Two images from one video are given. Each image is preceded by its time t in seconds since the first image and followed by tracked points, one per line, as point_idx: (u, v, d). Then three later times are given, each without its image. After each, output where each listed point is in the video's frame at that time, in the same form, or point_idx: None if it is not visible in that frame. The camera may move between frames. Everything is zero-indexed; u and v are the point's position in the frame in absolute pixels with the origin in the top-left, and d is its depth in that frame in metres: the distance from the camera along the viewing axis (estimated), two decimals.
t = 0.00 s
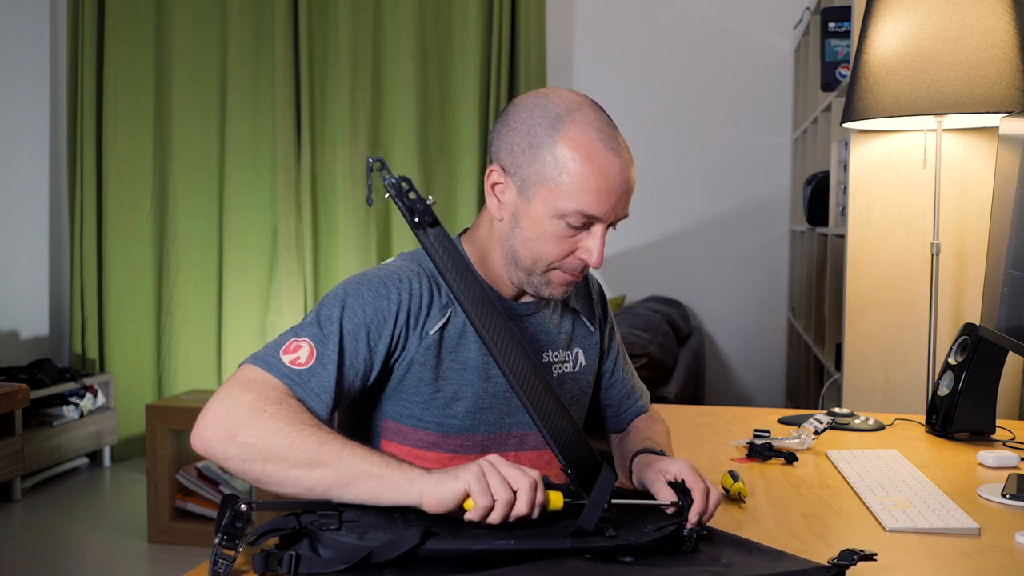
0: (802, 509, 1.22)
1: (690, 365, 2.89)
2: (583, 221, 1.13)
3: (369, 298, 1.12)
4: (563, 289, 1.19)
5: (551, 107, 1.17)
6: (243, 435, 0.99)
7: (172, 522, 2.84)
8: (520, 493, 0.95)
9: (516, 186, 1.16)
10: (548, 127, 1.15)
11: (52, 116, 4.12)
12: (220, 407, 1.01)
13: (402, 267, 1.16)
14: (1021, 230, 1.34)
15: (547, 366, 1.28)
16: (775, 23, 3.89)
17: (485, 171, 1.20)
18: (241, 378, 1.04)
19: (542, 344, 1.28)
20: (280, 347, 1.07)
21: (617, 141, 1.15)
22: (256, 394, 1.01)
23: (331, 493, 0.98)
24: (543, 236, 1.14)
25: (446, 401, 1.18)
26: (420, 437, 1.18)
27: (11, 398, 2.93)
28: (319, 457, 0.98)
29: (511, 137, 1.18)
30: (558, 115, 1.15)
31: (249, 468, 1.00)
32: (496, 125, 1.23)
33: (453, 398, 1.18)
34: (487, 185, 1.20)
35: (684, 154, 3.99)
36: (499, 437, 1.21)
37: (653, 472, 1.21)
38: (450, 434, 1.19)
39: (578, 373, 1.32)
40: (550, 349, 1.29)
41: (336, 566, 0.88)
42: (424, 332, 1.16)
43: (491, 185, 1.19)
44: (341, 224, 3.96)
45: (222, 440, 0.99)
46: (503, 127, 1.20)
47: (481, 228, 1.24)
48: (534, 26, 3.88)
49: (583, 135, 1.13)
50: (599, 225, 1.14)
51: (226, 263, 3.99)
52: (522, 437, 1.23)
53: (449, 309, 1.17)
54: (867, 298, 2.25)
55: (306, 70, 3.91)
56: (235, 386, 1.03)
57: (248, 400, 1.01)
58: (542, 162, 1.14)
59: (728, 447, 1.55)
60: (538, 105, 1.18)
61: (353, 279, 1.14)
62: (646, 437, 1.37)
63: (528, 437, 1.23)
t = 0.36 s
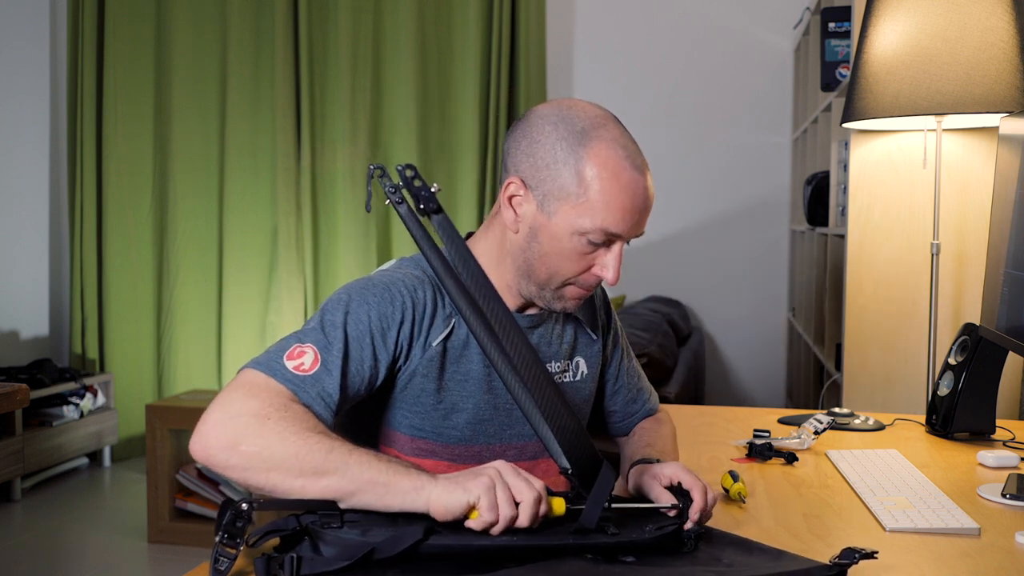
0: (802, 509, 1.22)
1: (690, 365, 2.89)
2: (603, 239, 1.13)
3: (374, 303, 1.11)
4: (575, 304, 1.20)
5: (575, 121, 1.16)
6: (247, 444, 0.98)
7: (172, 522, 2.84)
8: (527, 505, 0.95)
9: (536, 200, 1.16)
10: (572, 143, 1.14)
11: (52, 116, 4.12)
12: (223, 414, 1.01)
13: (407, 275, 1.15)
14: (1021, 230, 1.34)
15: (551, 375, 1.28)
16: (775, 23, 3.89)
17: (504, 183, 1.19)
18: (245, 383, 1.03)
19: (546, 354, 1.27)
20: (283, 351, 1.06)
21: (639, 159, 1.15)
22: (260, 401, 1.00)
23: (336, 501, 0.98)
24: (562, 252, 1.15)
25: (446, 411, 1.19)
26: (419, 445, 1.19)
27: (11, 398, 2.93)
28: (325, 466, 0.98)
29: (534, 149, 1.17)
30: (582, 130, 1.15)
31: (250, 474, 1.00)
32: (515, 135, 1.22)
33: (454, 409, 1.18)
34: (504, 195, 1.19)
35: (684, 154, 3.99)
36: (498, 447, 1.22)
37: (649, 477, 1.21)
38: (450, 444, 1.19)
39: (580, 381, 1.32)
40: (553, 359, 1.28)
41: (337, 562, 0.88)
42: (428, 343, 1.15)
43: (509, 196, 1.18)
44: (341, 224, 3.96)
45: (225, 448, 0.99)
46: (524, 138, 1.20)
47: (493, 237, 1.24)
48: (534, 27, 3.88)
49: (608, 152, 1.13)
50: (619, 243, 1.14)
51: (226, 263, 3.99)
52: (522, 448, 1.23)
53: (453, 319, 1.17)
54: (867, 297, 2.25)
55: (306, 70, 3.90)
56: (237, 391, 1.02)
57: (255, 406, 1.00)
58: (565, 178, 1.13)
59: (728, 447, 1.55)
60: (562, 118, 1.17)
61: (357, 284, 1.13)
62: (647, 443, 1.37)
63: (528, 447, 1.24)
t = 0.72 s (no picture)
0: (802, 509, 1.22)
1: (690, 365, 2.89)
2: (601, 236, 1.14)
3: (364, 304, 1.09)
4: (569, 302, 1.20)
5: (574, 118, 1.17)
6: (234, 445, 0.98)
7: (172, 522, 2.84)
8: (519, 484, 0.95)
9: (536, 197, 1.16)
10: (572, 139, 1.15)
11: (52, 116, 4.12)
12: (210, 417, 1.00)
13: (398, 275, 1.14)
14: (1021, 230, 1.34)
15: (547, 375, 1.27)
16: (775, 23, 3.89)
17: (501, 179, 1.19)
18: (232, 386, 1.02)
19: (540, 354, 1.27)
20: (271, 353, 1.05)
21: (637, 157, 1.16)
22: (247, 402, 1.00)
23: (328, 498, 0.98)
24: (560, 249, 1.15)
25: (442, 413, 1.18)
26: (416, 448, 1.18)
27: (11, 398, 2.93)
28: (314, 463, 0.98)
29: (533, 144, 1.17)
30: (582, 127, 1.16)
31: (248, 474, 0.99)
32: (513, 131, 1.22)
33: (449, 410, 1.18)
34: (502, 191, 1.19)
35: (684, 154, 3.99)
36: (495, 447, 1.22)
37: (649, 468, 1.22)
38: (447, 446, 1.19)
39: (574, 380, 1.32)
40: (548, 358, 1.28)
41: (339, 568, 0.88)
42: (422, 344, 1.15)
43: (507, 192, 1.18)
44: (341, 224, 3.96)
45: (213, 451, 0.99)
46: (522, 134, 1.20)
47: (487, 233, 1.23)
48: (534, 26, 3.88)
49: (608, 149, 1.14)
50: (617, 241, 1.15)
51: (226, 262, 3.99)
52: (519, 448, 1.24)
53: (446, 318, 1.16)
54: (868, 297, 2.25)
55: (306, 71, 3.90)
56: (225, 394, 1.01)
57: (243, 407, 1.00)
58: (566, 175, 1.14)
59: (728, 447, 1.55)
60: (561, 115, 1.18)
61: (347, 284, 1.12)
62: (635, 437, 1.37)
63: (524, 447, 1.24)
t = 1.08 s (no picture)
0: (802, 508, 1.22)
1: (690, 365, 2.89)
2: (594, 240, 1.14)
3: (361, 306, 1.09)
4: (565, 305, 1.21)
5: (567, 122, 1.17)
6: (233, 450, 0.98)
7: (172, 522, 2.84)
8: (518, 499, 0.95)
9: (528, 202, 1.16)
10: (565, 143, 1.15)
11: (52, 116, 4.12)
12: (209, 421, 1.00)
13: (395, 276, 1.14)
14: (1021, 230, 1.34)
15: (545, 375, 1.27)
16: (775, 23, 3.88)
17: (494, 185, 1.19)
18: (231, 389, 1.02)
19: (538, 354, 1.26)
20: (269, 355, 1.05)
21: (631, 160, 1.16)
22: (245, 406, 1.00)
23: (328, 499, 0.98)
24: (553, 253, 1.15)
25: (440, 414, 1.18)
26: (413, 449, 1.17)
27: (11, 398, 2.93)
28: (314, 468, 0.98)
29: (526, 148, 1.17)
30: (574, 131, 1.16)
31: (246, 477, 0.99)
32: (506, 135, 1.22)
33: (448, 411, 1.18)
34: (495, 196, 1.19)
35: (684, 154, 3.99)
36: (494, 448, 1.22)
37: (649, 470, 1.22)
38: (445, 447, 1.18)
39: (572, 380, 1.32)
40: (546, 358, 1.28)
41: (340, 567, 0.88)
42: (419, 345, 1.14)
43: (500, 198, 1.19)
44: (341, 224, 3.96)
45: (213, 456, 0.99)
46: (515, 139, 1.20)
47: (482, 237, 1.23)
48: (534, 27, 3.88)
49: (600, 152, 1.14)
50: (611, 244, 1.15)
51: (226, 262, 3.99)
52: (518, 450, 1.23)
53: (444, 319, 1.16)
54: (868, 297, 2.25)
55: (306, 71, 3.90)
56: (224, 398, 1.01)
57: (241, 411, 0.99)
58: (558, 180, 1.14)
59: (728, 447, 1.55)
60: (554, 119, 1.17)
61: (344, 286, 1.12)
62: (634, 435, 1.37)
63: (523, 448, 1.24)
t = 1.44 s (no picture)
0: (802, 509, 1.22)
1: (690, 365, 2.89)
2: (641, 252, 1.15)
3: (375, 287, 1.11)
4: (592, 313, 1.22)
5: (627, 135, 1.18)
6: (238, 424, 0.98)
7: (171, 522, 2.84)
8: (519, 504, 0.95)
9: (585, 207, 1.16)
10: (626, 154, 1.16)
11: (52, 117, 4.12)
12: (216, 395, 1.00)
13: (411, 261, 1.17)
14: (1021, 230, 1.34)
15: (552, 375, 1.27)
16: (775, 23, 3.88)
17: (550, 184, 1.18)
18: (240, 363, 1.03)
19: (549, 355, 1.27)
20: (280, 333, 1.07)
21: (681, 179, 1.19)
22: (252, 380, 1.00)
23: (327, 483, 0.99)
24: (599, 260, 1.16)
25: (447, 405, 1.18)
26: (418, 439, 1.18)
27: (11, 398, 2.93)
28: (316, 445, 0.98)
29: (589, 154, 1.18)
30: (635, 145, 1.17)
31: (247, 458, 1.00)
32: (562, 139, 1.22)
33: (456, 403, 1.18)
34: (546, 195, 1.18)
35: (684, 155, 3.99)
36: (497, 441, 1.22)
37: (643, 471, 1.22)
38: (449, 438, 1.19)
39: (578, 382, 1.32)
40: (557, 359, 1.28)
41: (333, 551, 0.88)
42: (432, 334, 1.15)
43: (552, 197, 1.18)
44: (341, 224, 3.96)
45: (218, 430, 0.99)
46: (574, 143, 1.20)
47: (517, 237, 1.22)
48: (534, 27, 3.89)
49: (658, 169, 1.16)
50: (652, 258, 1.16)
51: (226, 263, 3.99)
52: (522, 448, 1.23)
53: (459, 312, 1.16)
54: (868, 297, 2.25)
55: (306, 71, 3.90)
56: (233, 373, 1.02)
57: (244, 386, 1.00)
58: (621, 189, 1.14)
59: (728, 447, 1.56)
60: (615, 131, 1.19)
61: (361, 270, 1.14)
62: (641, 441, 1.38)
63: (526, 446, 1.23)
